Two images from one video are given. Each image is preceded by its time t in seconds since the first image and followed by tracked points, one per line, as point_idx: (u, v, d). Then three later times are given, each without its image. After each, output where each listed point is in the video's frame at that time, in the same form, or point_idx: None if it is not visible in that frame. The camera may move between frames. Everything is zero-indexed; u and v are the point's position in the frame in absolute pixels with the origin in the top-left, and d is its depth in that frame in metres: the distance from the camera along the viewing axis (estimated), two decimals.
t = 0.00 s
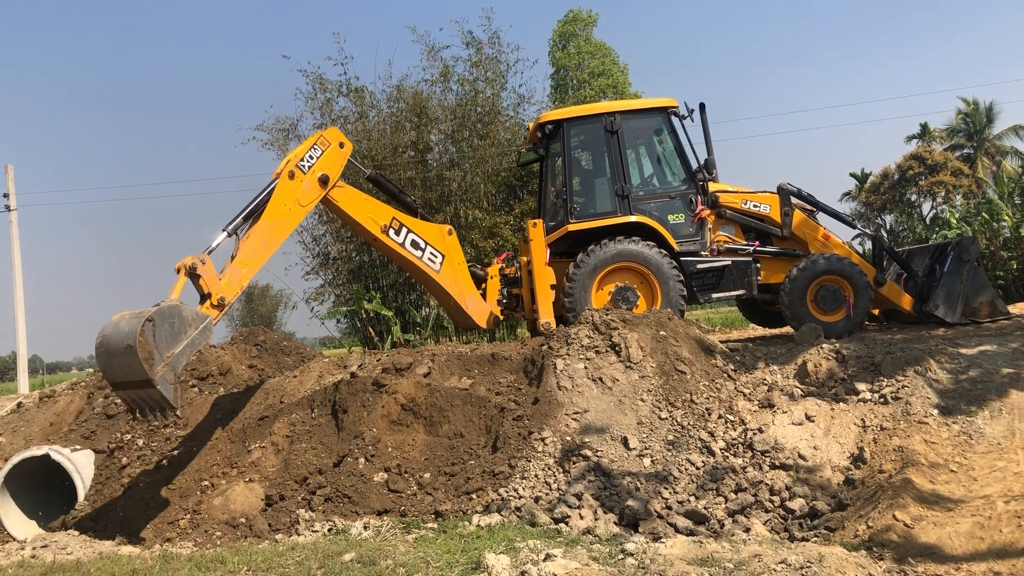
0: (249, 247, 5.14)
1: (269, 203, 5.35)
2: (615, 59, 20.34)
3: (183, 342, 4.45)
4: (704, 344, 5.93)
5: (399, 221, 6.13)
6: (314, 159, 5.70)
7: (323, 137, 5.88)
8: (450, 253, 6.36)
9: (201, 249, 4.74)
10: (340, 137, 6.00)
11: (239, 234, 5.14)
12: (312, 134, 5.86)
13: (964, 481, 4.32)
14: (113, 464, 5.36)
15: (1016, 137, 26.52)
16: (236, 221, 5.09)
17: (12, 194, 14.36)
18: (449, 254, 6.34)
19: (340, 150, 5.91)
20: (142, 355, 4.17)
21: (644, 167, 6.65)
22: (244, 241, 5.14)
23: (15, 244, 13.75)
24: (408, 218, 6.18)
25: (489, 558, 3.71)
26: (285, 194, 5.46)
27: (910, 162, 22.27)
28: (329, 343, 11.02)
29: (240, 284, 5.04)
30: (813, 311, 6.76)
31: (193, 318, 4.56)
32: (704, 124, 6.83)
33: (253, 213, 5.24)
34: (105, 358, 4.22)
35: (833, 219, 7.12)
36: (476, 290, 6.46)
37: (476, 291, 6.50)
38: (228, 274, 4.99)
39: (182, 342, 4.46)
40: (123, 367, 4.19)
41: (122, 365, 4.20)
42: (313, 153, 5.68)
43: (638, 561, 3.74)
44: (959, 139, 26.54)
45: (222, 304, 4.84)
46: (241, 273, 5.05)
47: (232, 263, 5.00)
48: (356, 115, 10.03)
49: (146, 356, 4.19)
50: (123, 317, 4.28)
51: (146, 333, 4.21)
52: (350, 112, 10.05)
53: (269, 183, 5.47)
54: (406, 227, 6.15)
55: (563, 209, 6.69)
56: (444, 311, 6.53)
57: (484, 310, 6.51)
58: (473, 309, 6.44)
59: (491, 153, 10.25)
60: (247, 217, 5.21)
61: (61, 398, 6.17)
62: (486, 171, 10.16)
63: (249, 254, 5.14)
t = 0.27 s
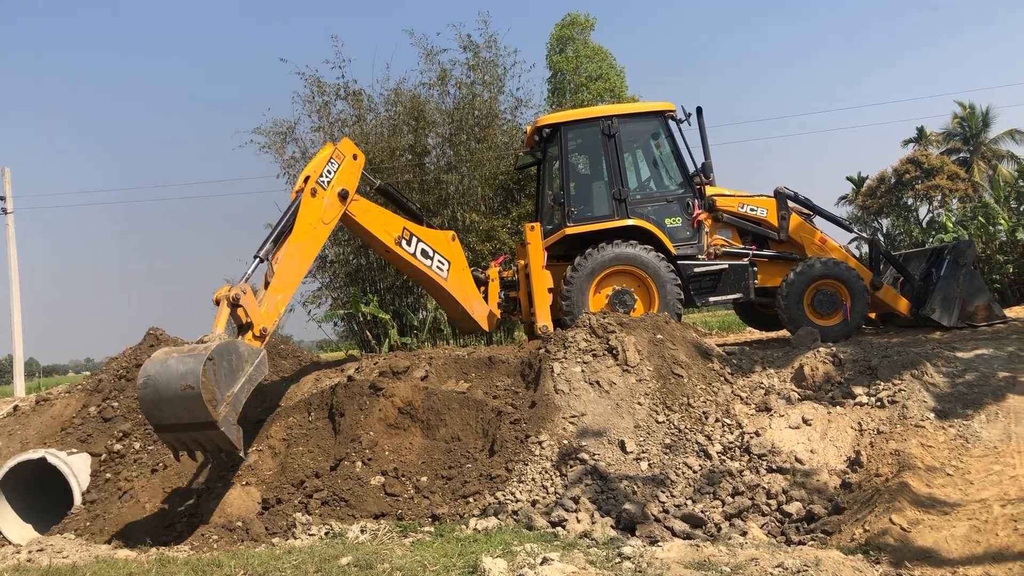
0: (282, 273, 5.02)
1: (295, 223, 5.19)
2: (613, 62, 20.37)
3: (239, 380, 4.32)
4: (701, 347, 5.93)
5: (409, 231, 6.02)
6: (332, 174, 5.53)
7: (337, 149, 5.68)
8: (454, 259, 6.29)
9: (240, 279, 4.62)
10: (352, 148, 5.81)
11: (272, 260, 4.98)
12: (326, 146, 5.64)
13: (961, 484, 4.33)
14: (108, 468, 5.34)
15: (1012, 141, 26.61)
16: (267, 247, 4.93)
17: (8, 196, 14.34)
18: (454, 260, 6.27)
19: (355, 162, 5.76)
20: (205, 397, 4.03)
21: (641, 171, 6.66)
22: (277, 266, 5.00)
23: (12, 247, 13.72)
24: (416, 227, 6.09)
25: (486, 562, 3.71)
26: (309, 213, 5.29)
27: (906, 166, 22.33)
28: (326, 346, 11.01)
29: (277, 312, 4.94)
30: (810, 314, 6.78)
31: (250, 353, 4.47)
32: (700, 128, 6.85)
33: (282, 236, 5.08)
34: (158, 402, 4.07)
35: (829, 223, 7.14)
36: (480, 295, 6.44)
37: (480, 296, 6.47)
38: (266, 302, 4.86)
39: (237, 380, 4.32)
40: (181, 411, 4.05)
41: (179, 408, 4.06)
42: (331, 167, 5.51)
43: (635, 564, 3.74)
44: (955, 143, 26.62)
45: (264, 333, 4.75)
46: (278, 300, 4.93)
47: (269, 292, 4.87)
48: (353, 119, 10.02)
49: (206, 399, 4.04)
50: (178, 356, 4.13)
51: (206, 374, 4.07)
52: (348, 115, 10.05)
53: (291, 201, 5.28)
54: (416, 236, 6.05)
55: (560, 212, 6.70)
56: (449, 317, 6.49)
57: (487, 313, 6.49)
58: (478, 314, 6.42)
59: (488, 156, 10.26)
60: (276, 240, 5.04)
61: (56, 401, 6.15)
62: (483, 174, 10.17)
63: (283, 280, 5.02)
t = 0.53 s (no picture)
0: (298, 297, 4.97)
1: (308, 245, 5.12)
2: (611, 66, 20.40)
3: (264, 410, 4.30)
4: (698, 351, 5.94)
5: (412, 241, 5.94)
6: (339, 192, 5.45)
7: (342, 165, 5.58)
8: (455, 266, 6.22)
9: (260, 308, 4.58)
10: (356, 163, 5.72)
11: (287, 285, 4.92)
12: (329, 162, 5.53)
13: (958, 488, 4.34)
14: (105, 471, 5.33)
15: (1008, 146, 26.68)
16: (282, 272, 4.86)
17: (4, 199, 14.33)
18: (455, 267, 6.20)
19: (359, 177, 5.66)
20: (233, 425, 4.02)
21: (638, 175, 6.67)
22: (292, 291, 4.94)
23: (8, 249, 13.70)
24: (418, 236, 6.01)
25: (483, 565, 3.71)
26: (319, 233, 5.22)
27: (903, 170, 22.38)
28: (324, 349, 11.00)
29: (295, 337, 4.91)
30: (807, 318, 6.79)
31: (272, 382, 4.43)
32: (698, 132, 6.86)
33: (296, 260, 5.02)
34: (181, 428, 4.05)
35: (826, 226, 7.15)
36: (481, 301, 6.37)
37: (480, 301, 6.41)
38: (284, 329, 4.83)
39: (263, 410, 4.31)
40: (203, 437, 4.03)
41: (203, 435, 4.02)
42: (338, 185, 5.42)
43: (631, 568, 3.75)
44: (952, 147, 26.69)
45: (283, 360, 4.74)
46: (296, 326, 4.90)
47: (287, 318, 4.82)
48: (351, 122, 10.03)
49: (233, 426, 4.03)
50: (203, 383, 4.11)
51: (233, 403, 4.06)
52: (346, 118, 10.05)
53: (301, 222, 5.20)
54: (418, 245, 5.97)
55: (558, 216, 6.70)
56: (449, 323, 6.42)
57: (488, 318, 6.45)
58: (479, 319, 6.37)
59: (486, 159, 10.27)
60: (290, 265, 4.97)
61: (53, 404, 6.14)
62: (481, 177, 10.17)
63: (299, 305, 4.97)
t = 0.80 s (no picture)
0: (304, 316, 4.81)
1: (313, 262, 4.97)
2: (611, 69, 20.42)
3: (273, 432, 4.21)
4: (697, 354, 5.94)
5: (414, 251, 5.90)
6: (342, 208, 5.35)
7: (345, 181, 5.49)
8: (455, 272, 6.19)
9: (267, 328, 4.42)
10: (359, 179, 5.67)
11: (292, 303, 4.76)
12: (332, 178, 5.44)
13: (956, 491, 4.34)
14: (104, 473, 5.32)
15: (1007, 149, 26.73)
16: (287, 290, 4.72)
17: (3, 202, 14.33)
18: (455, 273, 6.17)
19: (362, 193, 5.61)
20: (243, 448, 3.92)
21: (637, 178, 6.68)
22: (297, 310, 4.77)
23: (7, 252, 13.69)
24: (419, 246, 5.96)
25: (482, 567, 3.70)
26: (324, 251, 5.10)
27: (902, 173, 22.42)
28: (323, 351, 11.00)
29: (300, 358, 4.73)
30: (806, 321, 6.79)
31: (280, 405, 4.32)
32: (696, 135, 6.87)
33: (301, 277, 4.87)
34: (189, 450, 3.93)
35: (825, 230, 7.16)
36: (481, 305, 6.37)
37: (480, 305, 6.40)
38: (289, 349, 4.65)
39: (272, 433, 4.22)
40: (212, 460, 3.91)
41: (211, 457, 3.91)
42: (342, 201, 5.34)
43: (630, 571, 3.75)
44: (950, 151, 26.74)
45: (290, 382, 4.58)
46: (301, 346, 4.73)
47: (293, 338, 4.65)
48: (350, 124, 10.04)
49: (244, 450, 3.92)
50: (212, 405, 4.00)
51: (245, 426, 3.96)
52: (345, 121, 10.06)
53: (304, 239, 5.07)
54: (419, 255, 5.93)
55: (556, 219, 6.71)
56: (450, 327, 6.41)
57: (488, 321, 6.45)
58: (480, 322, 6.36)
59: (485, 162, 10.28)
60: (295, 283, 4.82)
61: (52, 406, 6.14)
62: (480, 180, 10.19)
63: (305, 323, 4.81)
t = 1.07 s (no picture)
0: (303, 333, 4.75)
1: (312, 279, 4.89)
2: (611, 71, 20.43)
3: (274, 451, 4.19)
4: (697, 355, 5.94)
5: (412, 261, 5.82)
6: (342, 224, 5.25)
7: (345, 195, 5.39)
8: (454, 277, 6.13)
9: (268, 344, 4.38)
10: (359, 195, 5.57)
11: (292, 320, 4.71)
12: (331, 193, 5.34)
13: (956, 493, 4.34)
14: (103, 474, 5.32)
15: (1006, 151, 26.74)
16: (287, 308, 4.64)
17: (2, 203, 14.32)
18: (454, 278, 6.11)
19: (362, 208, 5.51)
20: (244, 468, 3.89)
21: (637, 179, 6.68)
22: (297, 326, 4.73)
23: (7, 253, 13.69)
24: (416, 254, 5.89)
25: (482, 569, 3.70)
26: (323, 267, 5.01)
27: (901, 176, 22.43)
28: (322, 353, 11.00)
29: (300, 374, 4.69)
30: (806, 323, 6.79)
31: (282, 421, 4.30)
32: (696, 136, 6.88)
33: (301, 293, 4.81)
34: (188, 469, 3.89)
35: (825, 231, 7.16)
36: (481, 308, 6.33)
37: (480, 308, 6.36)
38: (289, 365, 4.61)
39: (272, 452, 4.20)
40: (212, 480, 3.89)
41: (211, 477, 3.88)
42: (341, 216, 5.24)
43: (630, 572, 3.74)
44: (949, 153, 26.75)
45: (289, 401, 4.53)
46: (301, 363, 4.68)
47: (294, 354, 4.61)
48: (350, 126, 10.04)
49: (245, 469, 3.90)
50: (213, 424, 3.97)
51: (246, 445, 3.95)
52: (345, 122, 10.06)
53: (304, 255, 4.98)
54: (417, 263, 5.86)
55: (556, 220, 6.71)
56: (450, 331, 6.37)
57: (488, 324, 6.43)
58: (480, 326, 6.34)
59: (485, 163, 10.29)
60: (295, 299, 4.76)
61: (52, 407, 6.14)
62: (479, 182, 10.19)
63: (304, 341, 4.75)
